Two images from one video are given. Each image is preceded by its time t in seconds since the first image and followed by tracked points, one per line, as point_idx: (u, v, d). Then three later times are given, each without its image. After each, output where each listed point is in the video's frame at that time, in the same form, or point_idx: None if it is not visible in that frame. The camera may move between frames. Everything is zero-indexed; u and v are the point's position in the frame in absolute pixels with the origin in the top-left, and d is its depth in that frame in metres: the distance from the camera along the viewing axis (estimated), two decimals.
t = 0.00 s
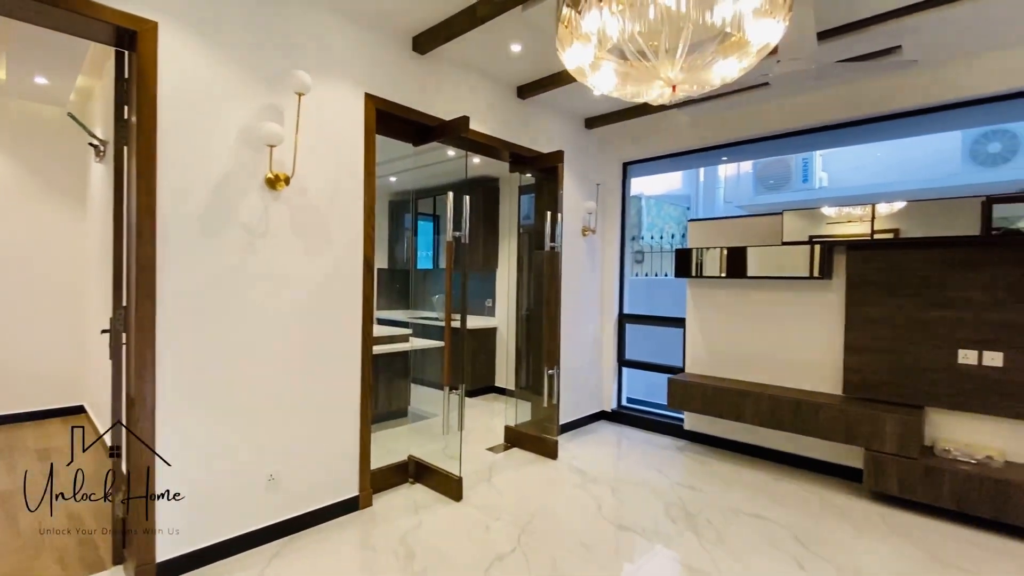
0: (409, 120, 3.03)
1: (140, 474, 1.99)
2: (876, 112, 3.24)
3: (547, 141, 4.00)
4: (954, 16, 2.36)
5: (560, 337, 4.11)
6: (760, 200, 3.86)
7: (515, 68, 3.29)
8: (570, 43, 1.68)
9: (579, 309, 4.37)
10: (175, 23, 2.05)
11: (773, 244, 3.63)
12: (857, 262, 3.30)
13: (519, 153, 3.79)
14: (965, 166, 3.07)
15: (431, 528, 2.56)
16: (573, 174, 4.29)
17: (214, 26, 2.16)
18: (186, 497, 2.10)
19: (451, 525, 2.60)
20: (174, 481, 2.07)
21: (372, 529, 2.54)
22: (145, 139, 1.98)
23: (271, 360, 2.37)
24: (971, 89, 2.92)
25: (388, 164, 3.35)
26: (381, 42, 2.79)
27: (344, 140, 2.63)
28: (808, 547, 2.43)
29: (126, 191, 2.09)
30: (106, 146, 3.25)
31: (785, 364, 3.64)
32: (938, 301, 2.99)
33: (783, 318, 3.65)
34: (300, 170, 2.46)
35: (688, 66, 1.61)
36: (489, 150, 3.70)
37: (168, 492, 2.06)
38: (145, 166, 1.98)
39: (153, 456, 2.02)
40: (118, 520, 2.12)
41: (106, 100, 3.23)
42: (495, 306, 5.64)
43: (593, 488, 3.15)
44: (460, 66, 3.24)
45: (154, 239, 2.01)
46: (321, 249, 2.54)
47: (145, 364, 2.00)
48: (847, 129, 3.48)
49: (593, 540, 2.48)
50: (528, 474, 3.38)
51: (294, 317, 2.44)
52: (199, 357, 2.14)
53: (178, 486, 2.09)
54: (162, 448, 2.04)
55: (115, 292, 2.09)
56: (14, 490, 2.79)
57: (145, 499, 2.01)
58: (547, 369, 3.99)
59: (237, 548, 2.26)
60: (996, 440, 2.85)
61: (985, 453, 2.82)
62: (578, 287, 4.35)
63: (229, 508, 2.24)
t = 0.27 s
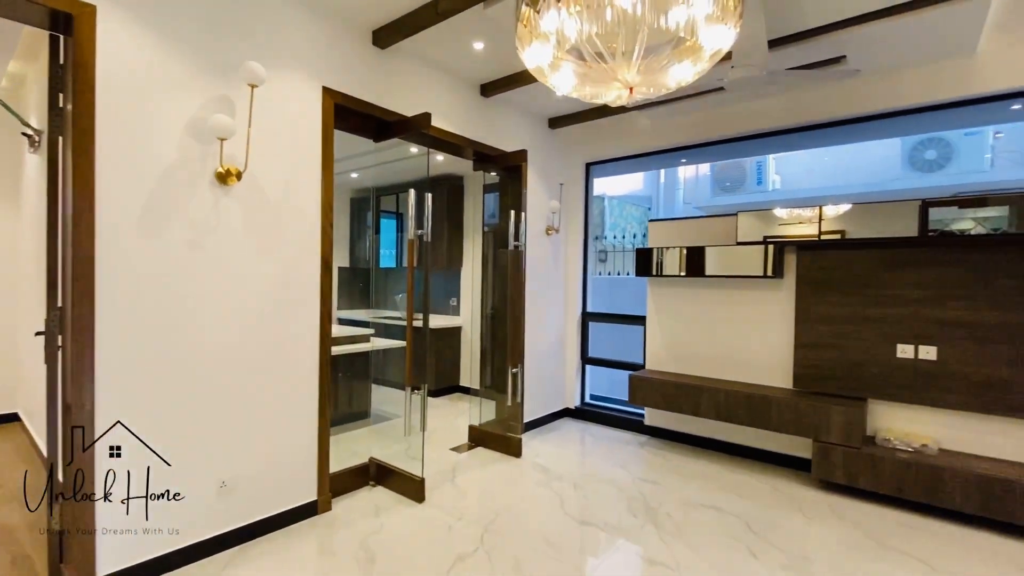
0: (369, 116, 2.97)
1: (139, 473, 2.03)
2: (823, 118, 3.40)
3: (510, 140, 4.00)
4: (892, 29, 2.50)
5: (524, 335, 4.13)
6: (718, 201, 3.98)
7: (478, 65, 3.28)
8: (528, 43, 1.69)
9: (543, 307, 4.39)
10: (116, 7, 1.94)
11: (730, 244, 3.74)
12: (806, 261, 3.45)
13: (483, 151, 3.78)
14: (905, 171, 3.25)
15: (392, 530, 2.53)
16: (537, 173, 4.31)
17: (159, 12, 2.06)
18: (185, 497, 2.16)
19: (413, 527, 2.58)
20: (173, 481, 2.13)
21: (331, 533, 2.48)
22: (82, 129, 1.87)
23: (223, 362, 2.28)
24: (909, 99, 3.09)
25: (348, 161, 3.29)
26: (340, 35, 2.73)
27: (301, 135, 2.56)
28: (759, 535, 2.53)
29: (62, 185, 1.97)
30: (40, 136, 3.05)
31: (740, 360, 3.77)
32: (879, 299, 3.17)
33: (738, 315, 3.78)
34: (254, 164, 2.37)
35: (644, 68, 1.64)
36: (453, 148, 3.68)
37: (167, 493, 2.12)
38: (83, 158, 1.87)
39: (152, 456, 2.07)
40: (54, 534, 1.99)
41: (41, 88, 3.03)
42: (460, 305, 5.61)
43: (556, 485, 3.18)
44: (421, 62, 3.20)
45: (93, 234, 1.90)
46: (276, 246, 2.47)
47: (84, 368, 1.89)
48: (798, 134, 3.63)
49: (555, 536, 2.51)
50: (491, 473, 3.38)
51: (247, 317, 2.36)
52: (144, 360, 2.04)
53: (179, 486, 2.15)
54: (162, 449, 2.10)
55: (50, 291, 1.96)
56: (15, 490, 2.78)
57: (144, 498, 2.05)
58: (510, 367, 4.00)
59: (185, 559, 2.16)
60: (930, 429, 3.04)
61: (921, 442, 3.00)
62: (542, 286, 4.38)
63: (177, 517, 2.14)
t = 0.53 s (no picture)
0: (326, 110, 2.89)
1: (139, 473, 2.09)
2: (774, 123, 3.54)
3: (472, 138, 3.99)
4: (838, 39, 2.62)
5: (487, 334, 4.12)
6: (677, 202, 4.08)
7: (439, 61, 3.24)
8: (487, 40, 1.68)
9: (506, 306, 4.40)
10: None
11: (687, 243, 3.83)
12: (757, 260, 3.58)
13: (445, 149, 3.75)
14: (849, 175, 3.42)
15: (351, 534, 2.47)
16: (500, 172, 4.30)
17: None
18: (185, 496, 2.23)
19: (373, 529, 2.53)
20: (172, 481, 2.19)
21: (286, 540, 2.40)
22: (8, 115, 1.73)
23: (169, 364, 2.17)
24: (852, 105, 3.26)
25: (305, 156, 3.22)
26: (294, 26, 2.64)
27: (253, 128, 2.47)
28: (714, 525, 2.61)
29: None
30: None
31: (696, 355, 3.88)
32: (825, 296, 3.33)
33: (694, 313, 3.89)
34: (201, 158, 2.27)
35: (602, 70, 1.66)
36: (414, 145, 3.63)
37: (167, 493, 2.18)
38: (8, 146, 1.73)
39: (152, 456, 2.13)
40: None
41: None
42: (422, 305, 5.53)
43: (519, 483, 3.19)
44: (381, 57, 3.15)
45: (20, 230, 1.77)
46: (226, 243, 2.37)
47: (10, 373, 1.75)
48: (751, 138, 3.77)
49: (516, 534, 2.51)
50: (454, 473, 3.36)
51: (195, 317, 2.26)
52: (80, 364, 1.91)
53: (178, 485, 2.21)
54: (161, 449, 2.15)
55: None
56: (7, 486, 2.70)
57: (144, 498, 2.11)
58: (474, 366, 3.99)
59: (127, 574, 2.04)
60: (871, 418, 3.22)
61: (863, 430, 3.17)
62: (505, 285, 4.38)
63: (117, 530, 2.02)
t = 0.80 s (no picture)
0: (281, 103, 2.80)
1: (139, 473, 2.15)
2: (729, 126, 3.65)
3: (435, 135, 3.95)
4: (787, 46, 2.72)
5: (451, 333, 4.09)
6: (639, 202, 4.16)
7: (400, 56, 3.19)
8: (446, 36, 1.66)
9: (470, 304, 4.38)
10: None
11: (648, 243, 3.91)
12: (714, 259, 3.70)
13: (407, 145, 3.70)
14: (800, 177, 3.58)
15: (308, 540, 2.40)
16: (463, 169, 4.28)
17: None
18: (185, 495, 2.31)
19: (331, 534, 2.48)
20: (172, 482, 2.27)
21: (239, 548, 2.32)
22: None
23: (110, 368, 2.06)
24: (801, 111, 3.40)
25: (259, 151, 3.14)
26: (247, 15, 2.55)
27: (201, 120, 2.36)
28: (672, 517, 2.68)
29: None
30: None
31: (656, 352, 3.98)
32: (777, 293, 3.46)
33: (655, 310, 3.98)
34: (145, 150, 2.15)
35: (562, 70, 1.67)
36: (375, 141, 3.56)
37: (167, 494, 2.25)
38: None
39: (152, 457, 2.20)
40: None
41: None
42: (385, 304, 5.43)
43: (482, 482, 3.18)
44: (339, 50, 3.07)
45: None
46: (173, 240, 2.26)
47: None
48: (709, 140, 3.88)
49: (479, 533, 2.51)
50: (417, 473, 3.32)
51: (140, 318, 2.14)
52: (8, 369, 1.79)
53: (177, 486, 2.29)
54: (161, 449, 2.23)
55: None
56: None
57: (144, 498, 2.18)
58: (437, 365, 3.95)
59: None
60: (818, 410, 3.37)
61: (811, 422, 3.32)
62: (469, 283, 4.36)
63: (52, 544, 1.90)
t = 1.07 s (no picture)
0: (233, 96, 2.69)
1: (138, 471, 2.24)
2: (687, 128, 3.75)
3: (397, 132, 3.89)
4: (741, 52, 2.81)
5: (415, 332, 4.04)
6: (602, 201, 4.22)
7: (359, 50, 3.12)
8: (404, 31, 1.63)
9: (434, 303, 4.33)
10: None
11: (610, 241, 3.97)
12: (672, 258, 3.79)
13: (367, 142, 3.63)
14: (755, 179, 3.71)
15: (265, 548, 2.33)
16: (427, 167, 4.23)
17: None
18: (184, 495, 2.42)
19: (289, 540, 2.41)
20: (141, 487, 2.25)
21: (190, 559, 2.22)
22: None
23: (45, 373, 1.93)
24: (754, 115, 3.53)
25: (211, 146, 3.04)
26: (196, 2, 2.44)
27: (145, 111, 2.24)
28: (633, 510, 2.74)
29: None
30: None
31: (617, 349, 4.05)
32: (732, 291, 3.58)
33: (617, 308, 4.05)
34: (84, 141, 2.03)
35: (523, 69, 1.68)
36: (334, 136, 3.48)
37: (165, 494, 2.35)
38: None
39: (152, 456, 2.29)
40: None
41: None
42: (346, 304, 5.30)
43: (445, 482, 3.16)
44: (295, 42, 2.99)
45: None
46: (116, 238, 2.14)
47: None
48: (669, 142, 3.97)
49: (442, 533, 2.49)
50: (379, 475, 3.27)
51: (78, 319, 2.02)
52: None
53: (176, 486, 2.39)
54: (131, 454, 2.21)
55: None
56: None
57: (143, 498, 2.26)
58: (399, 365, 3.89)
59: None
60: (771, 403, 3.52)
61: (764, 414, 3.46)
62: (433, 282, 4.32)
63: None
